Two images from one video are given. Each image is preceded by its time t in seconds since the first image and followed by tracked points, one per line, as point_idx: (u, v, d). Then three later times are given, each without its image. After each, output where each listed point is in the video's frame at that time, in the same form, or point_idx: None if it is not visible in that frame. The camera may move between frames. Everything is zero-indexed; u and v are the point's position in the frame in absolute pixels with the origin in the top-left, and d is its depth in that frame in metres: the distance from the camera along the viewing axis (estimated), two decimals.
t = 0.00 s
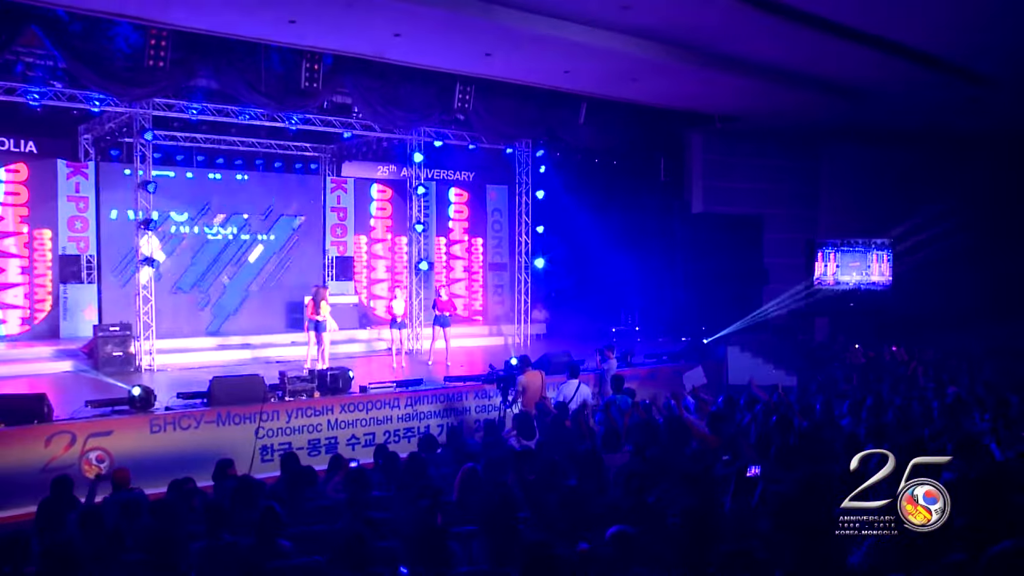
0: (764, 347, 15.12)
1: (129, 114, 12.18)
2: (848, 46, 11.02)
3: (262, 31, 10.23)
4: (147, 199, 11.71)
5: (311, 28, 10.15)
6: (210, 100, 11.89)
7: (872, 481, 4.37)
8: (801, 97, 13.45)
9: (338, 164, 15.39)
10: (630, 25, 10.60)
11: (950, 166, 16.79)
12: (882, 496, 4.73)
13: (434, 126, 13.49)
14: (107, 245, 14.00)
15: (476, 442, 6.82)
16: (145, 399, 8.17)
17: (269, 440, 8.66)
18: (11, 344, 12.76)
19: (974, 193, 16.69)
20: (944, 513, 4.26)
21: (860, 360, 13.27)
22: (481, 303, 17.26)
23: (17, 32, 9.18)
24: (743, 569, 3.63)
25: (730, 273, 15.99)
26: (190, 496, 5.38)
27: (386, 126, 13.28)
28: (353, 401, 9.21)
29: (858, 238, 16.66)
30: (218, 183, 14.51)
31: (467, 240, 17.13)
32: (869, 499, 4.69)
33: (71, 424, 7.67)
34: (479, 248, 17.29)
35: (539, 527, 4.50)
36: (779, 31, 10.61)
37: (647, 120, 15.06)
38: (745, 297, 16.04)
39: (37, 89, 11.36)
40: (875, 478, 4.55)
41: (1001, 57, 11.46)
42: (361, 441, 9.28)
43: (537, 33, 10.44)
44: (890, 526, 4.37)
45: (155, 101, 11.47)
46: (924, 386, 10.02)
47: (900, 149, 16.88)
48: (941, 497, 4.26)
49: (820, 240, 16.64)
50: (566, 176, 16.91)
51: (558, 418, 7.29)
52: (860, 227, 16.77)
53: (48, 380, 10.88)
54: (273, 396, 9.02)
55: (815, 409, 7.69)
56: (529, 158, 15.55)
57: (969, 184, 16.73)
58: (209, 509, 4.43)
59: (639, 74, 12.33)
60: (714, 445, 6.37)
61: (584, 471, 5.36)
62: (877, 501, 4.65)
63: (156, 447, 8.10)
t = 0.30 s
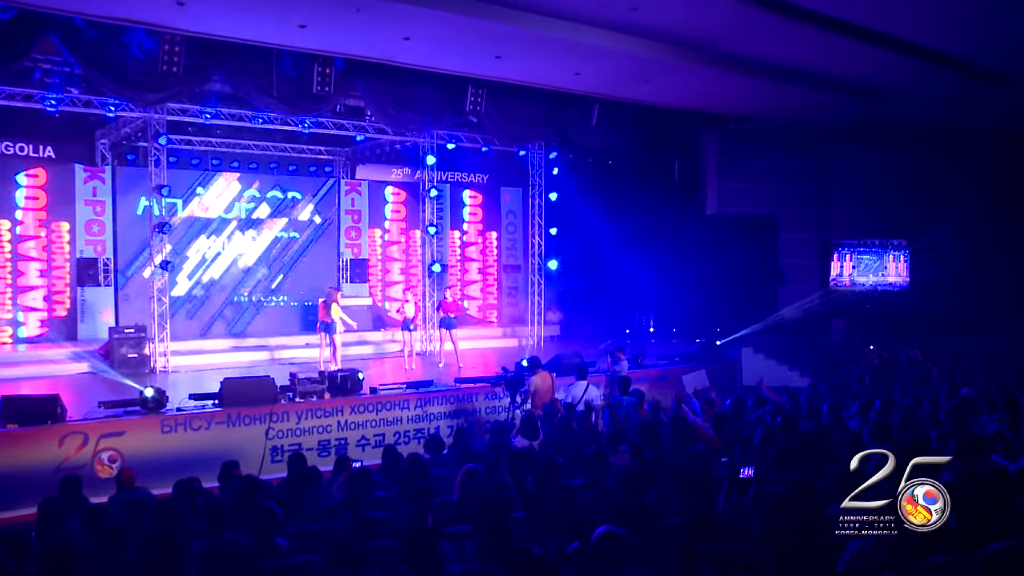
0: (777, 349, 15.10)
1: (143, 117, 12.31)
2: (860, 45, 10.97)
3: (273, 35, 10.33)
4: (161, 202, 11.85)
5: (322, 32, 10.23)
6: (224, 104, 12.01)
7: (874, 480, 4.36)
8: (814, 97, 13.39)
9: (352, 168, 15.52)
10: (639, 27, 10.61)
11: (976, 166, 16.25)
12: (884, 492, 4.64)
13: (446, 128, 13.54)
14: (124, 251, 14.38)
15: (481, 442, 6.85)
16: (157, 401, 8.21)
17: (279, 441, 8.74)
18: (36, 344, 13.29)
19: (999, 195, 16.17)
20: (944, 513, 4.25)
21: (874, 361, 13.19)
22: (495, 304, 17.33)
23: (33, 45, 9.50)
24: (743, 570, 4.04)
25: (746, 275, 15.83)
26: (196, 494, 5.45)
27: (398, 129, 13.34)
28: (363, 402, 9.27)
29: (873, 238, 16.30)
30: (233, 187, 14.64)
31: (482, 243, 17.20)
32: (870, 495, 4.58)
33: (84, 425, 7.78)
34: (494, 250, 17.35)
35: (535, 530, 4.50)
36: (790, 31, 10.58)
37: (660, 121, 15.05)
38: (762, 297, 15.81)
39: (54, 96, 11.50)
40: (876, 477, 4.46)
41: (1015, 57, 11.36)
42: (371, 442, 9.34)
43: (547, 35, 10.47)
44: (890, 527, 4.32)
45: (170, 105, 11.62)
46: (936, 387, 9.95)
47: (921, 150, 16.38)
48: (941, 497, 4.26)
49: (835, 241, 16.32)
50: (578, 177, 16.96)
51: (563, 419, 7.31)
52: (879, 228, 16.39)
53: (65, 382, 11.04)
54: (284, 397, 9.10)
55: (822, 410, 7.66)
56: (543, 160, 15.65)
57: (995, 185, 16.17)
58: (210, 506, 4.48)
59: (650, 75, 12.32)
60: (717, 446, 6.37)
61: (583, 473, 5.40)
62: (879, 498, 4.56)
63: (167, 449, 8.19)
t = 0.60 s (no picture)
0: (796, 350, 15.03)
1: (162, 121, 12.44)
2: (876, 44, 10.89)
3: (288, 40, 10.44)
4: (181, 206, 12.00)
5: (337, 36, 10.33)
6: (242, 109, 12.15)
7: (874, 479, 4.35)
8: (833, 96, 13.30)
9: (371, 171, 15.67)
10: (654, 27, 10.60)
11: (986, 165, 15.76)
12: (887, 492, 4.65)
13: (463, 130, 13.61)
14: (146, 251, 14.50)
15: (490, 443, 6.91)
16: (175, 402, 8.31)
17: (294, 441, 8.83)
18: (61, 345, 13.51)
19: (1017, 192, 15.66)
20: (944, 513, 4.23)
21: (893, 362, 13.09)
22: (514, 306, 17.41)
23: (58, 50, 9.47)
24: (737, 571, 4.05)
25: (758, 273, 16.09)
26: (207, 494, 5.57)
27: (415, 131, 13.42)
28: (378, 403, 9.33)
29: (896, 238, 15.86)
30: (253, 190, 14.82)
31: (500, 245, 17.27)
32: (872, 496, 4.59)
33: (101, 425, 7.89)
34: (512, 252, 17.42)
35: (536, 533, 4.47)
36: (805, 31, 10.53)
37: (678, 122, 15.01)
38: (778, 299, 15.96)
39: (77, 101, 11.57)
40: (876, 476, 4.48)
41: None
42: (386, 442, 9.40)
43: (561, 37, 10.49)
44: (890, 527, 4.31)
45: (189, 110, 11.82)
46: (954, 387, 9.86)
47: (946, 145, 15.92)
48: (942, 497, 4.23)
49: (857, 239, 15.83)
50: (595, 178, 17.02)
51: (572, 420, 7.35)
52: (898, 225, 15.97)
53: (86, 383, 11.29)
54: (299, 398, 9.18)
55: (834, 411, 7.62)
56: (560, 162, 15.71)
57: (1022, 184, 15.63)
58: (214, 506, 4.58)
59: (666, 76, 12.30)
60: (721, 448, 6.38)
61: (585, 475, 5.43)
62: (881, 498, 4.55)
63: (183, 449, 8.29)
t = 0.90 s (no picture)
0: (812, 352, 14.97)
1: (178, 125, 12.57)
2: (889, 44, 10.84)
3: (299, 43, 10.52)
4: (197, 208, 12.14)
5: (348, 39, 10.40)
6: (256, 112, 12.26)
7: (875, 480, 4.39)
8: (847, 96, 13.24)
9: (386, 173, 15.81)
10: (664, 28, 10.59)
11: (986, 165, 15.66)
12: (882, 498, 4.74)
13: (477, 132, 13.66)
14: (164, 252, 14.61)
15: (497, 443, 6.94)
16: (189, 404, 8.49)
17: (305, 442, 8.91)
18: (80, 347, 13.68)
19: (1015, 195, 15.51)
20: (944, 513, 4.27)
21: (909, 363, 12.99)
22: (529, 308, 17.48)
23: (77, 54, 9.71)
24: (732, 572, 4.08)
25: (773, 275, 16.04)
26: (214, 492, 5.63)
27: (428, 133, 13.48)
28: (389, 404, 9.38)
29: (913, 239, 15.87)
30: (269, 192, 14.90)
31: (515, 247, 17.36)
32: (869, 500, 4.65)
33: (115, 425, 7.99)
34: (528, 254, 17.49)
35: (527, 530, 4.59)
36: (817, 31, 10.49)
37: (692, 122, 15.01)
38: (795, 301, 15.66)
39: (94, 105, 11.81)
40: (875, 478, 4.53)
41: None
42: (397, 442, 9.47)
43: (571, 39, 10.50)
44: (890, 527, 4.35)
45: (203, 113, 11.98)
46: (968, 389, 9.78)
47: (965, 145, 15.78)
48: (942, 496, 4.27)
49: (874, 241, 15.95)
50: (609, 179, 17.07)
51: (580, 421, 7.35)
52: (919, 227, 15.98)
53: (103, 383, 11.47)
54: (311, 398, 9.25)
55: (844, 413, 7.57)
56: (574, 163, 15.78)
57: None
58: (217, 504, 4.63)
59: (679, 76, 12.29)
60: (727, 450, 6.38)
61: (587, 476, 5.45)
62: (877, 501, 4.61)
63: (195, 449, 8.38)
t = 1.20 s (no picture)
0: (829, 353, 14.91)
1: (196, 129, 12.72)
2: (906, 44, 10.78)
3: (314, 48, 10.62)
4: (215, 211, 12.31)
5: (362, 43, 10.48)
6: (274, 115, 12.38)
7: (873, 479, 4.22)
8: (864, 97, 13.17)
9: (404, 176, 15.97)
10: (678, 30, 10.60)
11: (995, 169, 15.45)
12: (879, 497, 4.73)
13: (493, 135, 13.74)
14: (183, 255, 14.74)
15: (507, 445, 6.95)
16: (205, 404, 8.61)
17: (319, 443, 9.01)
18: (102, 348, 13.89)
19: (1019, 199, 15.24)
20: (943, 512, 4.19)
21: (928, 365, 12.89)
22: (547, 309, 17.54)
23: (96, 60, 9.75)
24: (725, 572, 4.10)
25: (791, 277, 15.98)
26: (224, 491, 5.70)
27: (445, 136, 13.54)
28: (402, 406, 9.45)
29: (934, 241, 15.83)
30: (287, 197, 15.09)
31: (532, 248, 17.45)
32: (866, 501, 4.54)
33: (132, 425, 8.11)
34: (545, 256, 17.57)
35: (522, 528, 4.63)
36: (831, 33, 10.45)
37: (709, 124, 14.97)
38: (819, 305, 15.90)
39: (115, 111, 11.85)
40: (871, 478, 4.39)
41: None
42: (411, 444, 9.54)
43: (585, 42, 10.54)
44: (891, 527, 4.21)
45: (222, 118, 12.13)
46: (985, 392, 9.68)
47: (969, 145, 15.64)
48: (942, 496, 4.15)
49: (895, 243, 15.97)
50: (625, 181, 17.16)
51: (590, 423, 7.37)
52: (930, 229, 15.91)
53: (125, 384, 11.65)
54: (326, 400, 9.34)
55: (856, 416, 7.52)
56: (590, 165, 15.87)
57: None
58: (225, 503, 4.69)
59: (694, 78, 12.28)
60: (735, 452, 6.38)
61: (590, 480, 5.46)
62: (875, 502, 4.47)
63: (211, 450, 8.50)
